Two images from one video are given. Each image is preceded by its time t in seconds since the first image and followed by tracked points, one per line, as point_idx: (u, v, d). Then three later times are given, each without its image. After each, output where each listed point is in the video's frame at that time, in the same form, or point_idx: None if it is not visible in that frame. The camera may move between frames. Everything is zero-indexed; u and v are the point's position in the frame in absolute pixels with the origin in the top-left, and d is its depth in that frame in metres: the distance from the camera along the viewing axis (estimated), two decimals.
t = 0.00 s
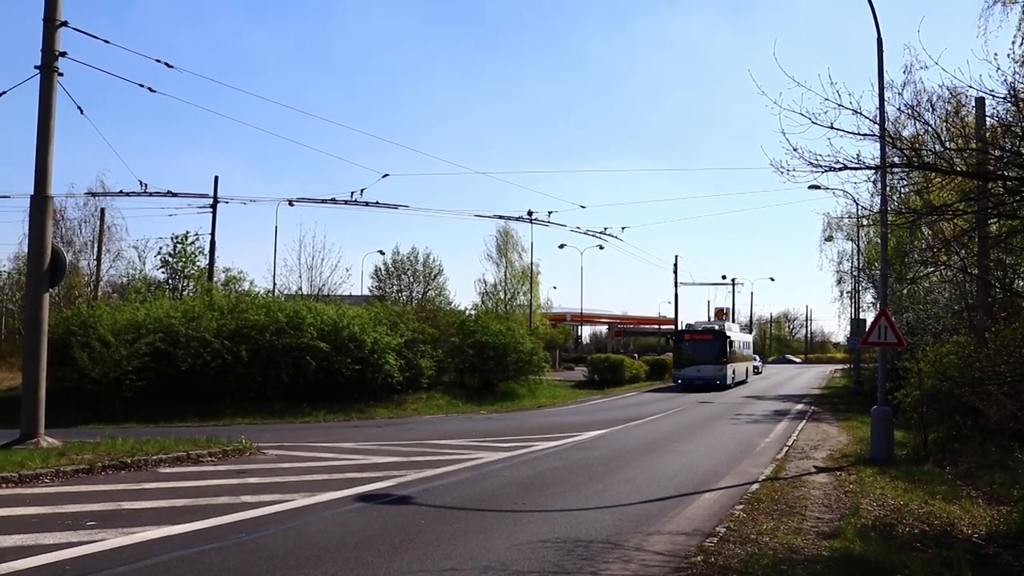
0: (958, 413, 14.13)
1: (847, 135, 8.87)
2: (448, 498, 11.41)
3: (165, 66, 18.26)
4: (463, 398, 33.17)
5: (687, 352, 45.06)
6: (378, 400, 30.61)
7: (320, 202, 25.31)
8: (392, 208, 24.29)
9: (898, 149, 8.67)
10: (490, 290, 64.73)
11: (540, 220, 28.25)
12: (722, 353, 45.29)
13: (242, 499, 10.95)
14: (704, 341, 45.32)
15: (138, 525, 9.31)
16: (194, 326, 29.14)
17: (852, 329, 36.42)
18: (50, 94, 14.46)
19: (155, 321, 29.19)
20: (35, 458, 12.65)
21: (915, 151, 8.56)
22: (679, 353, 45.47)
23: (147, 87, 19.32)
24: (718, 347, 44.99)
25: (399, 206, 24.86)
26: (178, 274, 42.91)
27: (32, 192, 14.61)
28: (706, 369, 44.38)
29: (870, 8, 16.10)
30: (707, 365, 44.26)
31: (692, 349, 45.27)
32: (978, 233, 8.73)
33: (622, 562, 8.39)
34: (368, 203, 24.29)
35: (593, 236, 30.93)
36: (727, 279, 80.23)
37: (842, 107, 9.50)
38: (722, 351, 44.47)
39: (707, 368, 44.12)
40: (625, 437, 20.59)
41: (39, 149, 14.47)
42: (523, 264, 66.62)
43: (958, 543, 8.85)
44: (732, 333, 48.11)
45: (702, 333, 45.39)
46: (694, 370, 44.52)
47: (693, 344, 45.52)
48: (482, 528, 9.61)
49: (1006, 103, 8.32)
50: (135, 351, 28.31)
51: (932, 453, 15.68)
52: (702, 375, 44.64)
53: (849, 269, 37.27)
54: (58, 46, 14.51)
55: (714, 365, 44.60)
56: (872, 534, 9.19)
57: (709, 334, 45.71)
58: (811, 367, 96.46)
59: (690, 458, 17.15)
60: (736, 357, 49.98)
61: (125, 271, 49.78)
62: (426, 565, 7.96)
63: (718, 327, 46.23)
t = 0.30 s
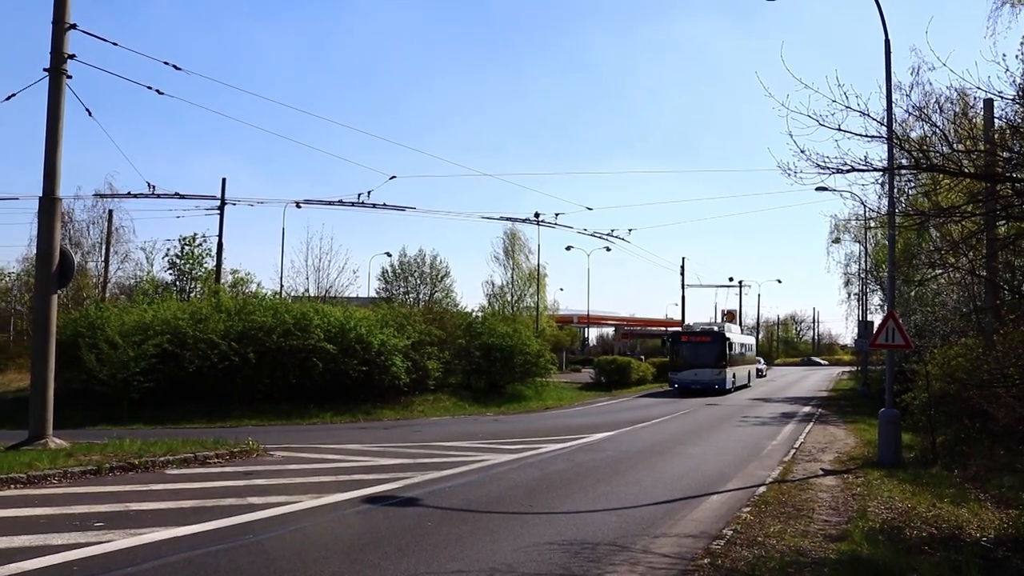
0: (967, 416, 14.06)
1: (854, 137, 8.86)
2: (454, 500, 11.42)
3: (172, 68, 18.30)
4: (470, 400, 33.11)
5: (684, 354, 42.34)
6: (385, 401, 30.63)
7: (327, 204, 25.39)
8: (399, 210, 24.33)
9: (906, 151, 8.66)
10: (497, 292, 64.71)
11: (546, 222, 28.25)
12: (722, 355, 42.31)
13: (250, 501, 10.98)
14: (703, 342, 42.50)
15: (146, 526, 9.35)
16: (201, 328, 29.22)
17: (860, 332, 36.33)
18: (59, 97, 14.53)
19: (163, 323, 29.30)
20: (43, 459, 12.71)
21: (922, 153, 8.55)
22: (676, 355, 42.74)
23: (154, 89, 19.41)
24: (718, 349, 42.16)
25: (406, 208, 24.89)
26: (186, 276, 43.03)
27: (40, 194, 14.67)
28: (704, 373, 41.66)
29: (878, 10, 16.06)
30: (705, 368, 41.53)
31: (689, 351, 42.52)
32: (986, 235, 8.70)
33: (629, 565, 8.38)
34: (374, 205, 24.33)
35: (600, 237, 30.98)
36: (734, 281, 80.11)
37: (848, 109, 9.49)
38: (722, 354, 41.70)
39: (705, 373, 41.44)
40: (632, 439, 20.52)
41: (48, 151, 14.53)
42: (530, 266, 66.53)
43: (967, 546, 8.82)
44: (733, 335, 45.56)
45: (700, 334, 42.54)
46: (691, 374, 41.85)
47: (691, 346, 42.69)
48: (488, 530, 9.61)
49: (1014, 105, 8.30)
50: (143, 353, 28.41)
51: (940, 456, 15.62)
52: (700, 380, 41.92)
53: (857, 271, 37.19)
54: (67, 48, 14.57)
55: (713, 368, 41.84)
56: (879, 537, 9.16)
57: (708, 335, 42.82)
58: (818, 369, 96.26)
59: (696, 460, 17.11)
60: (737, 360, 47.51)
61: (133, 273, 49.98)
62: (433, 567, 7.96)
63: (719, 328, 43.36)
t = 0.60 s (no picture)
0: (973, 415, 14.02)
1: (859, 136, 8.85)
2: (459, 499, 11.42)
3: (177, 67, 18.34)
4: (474, 399, 33.13)
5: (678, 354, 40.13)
6: (390, 400, 30.63)
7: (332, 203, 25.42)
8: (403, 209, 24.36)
9: (910, 150, 8.64)
10: (502, 291, 64.70)
11: (550, 221, 28.26)
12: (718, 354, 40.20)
13: (254, 499, 10.99)
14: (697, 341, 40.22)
15: (151, 525, 9.36)
16: (206, 327, 29.26)
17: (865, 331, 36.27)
18: (64, 96, 14.56)
19: (168, 322, 29.33)
20: (49, 457, 12.74)
21: (927, 152, 8.53)
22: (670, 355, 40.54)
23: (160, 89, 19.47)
24: (713, 348, 39.98)
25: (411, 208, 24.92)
26: (190, 275, 43.10)
27: (45, 193, 14.70)
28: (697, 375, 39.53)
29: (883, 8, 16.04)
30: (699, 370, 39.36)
31: (683, 350, 40.29)
32: (992, 234, 8.67)
33: (633, 564, 8.37)
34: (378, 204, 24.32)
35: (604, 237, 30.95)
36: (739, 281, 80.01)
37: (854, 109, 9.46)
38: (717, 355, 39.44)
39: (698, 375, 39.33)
40: (636, 439, 20.47)
41: (53, 150, 14.56)
42: (535, 265, 66.62)
43: (972, 546, 8.80)
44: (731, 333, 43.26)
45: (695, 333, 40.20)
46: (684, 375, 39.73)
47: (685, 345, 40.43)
48: (493, 529, 9.61)
49: (1020, 103, 8.28)
50: (147, 352, 28.47)
51: (945, 455, 15.58)
52: (694, 381, 39.77)
53: (863, 270, 37.14)
54: (72, 48, 14.61)
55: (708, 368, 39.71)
56: (884, 536, 9.15)
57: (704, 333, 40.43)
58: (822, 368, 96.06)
59: (700, 460, 17.09)
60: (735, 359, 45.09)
61: (138, 272, 50.10)
62: (437, 566, 7.96)
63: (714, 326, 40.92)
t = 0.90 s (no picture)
0: (976, 414, 14.01)
1: (863, 134, 8.85)
2: (462, 497, 11.43)
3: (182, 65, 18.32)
4: (477, 398, 33.11)
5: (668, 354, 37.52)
6: (393, 398, 30.62)
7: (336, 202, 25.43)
8: (406, 207, 24.36)
9: (914, 148, 8.63)
10: (505, 290, 64.67)
11: (554, 220, 28.23)
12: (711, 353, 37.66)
13: (258, 498, 11.01)
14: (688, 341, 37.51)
15: (156, 523, 9.38)
16: (209, 325, 29.28)
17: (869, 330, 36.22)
18: (68, 95, 14.58)
19: (171, 320, 29.37)
20: (53, 455, 12.76)
21: (931, 151, 8.51)
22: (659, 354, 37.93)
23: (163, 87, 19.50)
24: (705, 347, 37.44)
25: (414, 207, 24.93)
26: (194, 273, 43.12)
27: (49, 191, 14.73)
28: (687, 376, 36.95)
29: (887, 6, 16.01)
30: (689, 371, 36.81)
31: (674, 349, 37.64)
32: (995, 233, 8.66)
33: (636, 562, 8.37)
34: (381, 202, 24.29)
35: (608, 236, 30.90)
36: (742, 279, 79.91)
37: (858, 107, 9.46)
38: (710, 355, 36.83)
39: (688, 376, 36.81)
40: (639, 437, 20.43)
41: (57, 148, 14.58)
42: (538, 264, 66.69)
43: (976, 545, 8.78)
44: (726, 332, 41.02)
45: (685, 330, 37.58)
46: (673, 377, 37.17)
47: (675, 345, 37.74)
48: (496, 528, 9.61)
49: None
50: (151, 350, 28.51)
51: (948, 454, 15.56)
52: (684, 382, 37.30)
53: (866, 270, 37.13)
54: (76, 46, 14.62)
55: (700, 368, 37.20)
56: (887, 535, 9.15)
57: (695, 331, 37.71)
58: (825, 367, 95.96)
59: (704, 458, 17.09)
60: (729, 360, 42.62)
61: (141, 270, 50.18)
62: (440, 564, 7.96)
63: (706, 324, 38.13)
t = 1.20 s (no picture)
0: (982, 414, 13.97)
1: (869, 134, 8.83)
2: (467, 496, 11.43)
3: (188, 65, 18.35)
4: (482, 397, 33.11)
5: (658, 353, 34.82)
6: (398, 397, 30.65)
7: (342, 201, 25.46)
8: (412, 206, 24.38)
9: (921, 148, 8.61)
10: (510, 289, 64.62)
11: (560, 219, 28.22)
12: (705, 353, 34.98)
13: (263, 496, 11.02)
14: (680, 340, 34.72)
15: (161, 521, 9.39)
16: (215, 324, 29.34)
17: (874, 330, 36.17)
18: (75, 94, 14.61)
19: (177, 318, 29.42)
20: (59, 454, 12.80)
21: (937, 150, 8.48)
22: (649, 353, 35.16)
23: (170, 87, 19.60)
24: (698, 346, 34.90)
25: (420, 205, 24.93)
26: (199, 272, 43.21)
27: (56, 190, 14.77)
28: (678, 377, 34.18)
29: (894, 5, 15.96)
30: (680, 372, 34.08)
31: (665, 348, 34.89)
32: (1003, 233, 8.63)
33: (641, 562, 8.37)
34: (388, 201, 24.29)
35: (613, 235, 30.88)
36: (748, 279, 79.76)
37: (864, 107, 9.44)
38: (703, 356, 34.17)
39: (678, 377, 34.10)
40: (643, 437, 20.37)
41: (64, 146, 14.62)
42: (543, 263, 66.69)
43: (983, 546, 8.76)
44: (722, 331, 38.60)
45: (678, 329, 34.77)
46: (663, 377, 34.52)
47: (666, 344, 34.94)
48: (501, 527, 9.60)
49: None
50: (157, 349, 28.59)
51: (955, 454, 15.51)
52: (675, 383, 34.58)
53: (871, 270, 37.07)
54: (83, 45, 14.66)
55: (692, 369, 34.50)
56: (894, 536, 9.13)
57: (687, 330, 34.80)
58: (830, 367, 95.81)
59: (709, 458, 17.06)
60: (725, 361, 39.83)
61: (147, 269, 50.31)
62: (446, 563, 7.97)
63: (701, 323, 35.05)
